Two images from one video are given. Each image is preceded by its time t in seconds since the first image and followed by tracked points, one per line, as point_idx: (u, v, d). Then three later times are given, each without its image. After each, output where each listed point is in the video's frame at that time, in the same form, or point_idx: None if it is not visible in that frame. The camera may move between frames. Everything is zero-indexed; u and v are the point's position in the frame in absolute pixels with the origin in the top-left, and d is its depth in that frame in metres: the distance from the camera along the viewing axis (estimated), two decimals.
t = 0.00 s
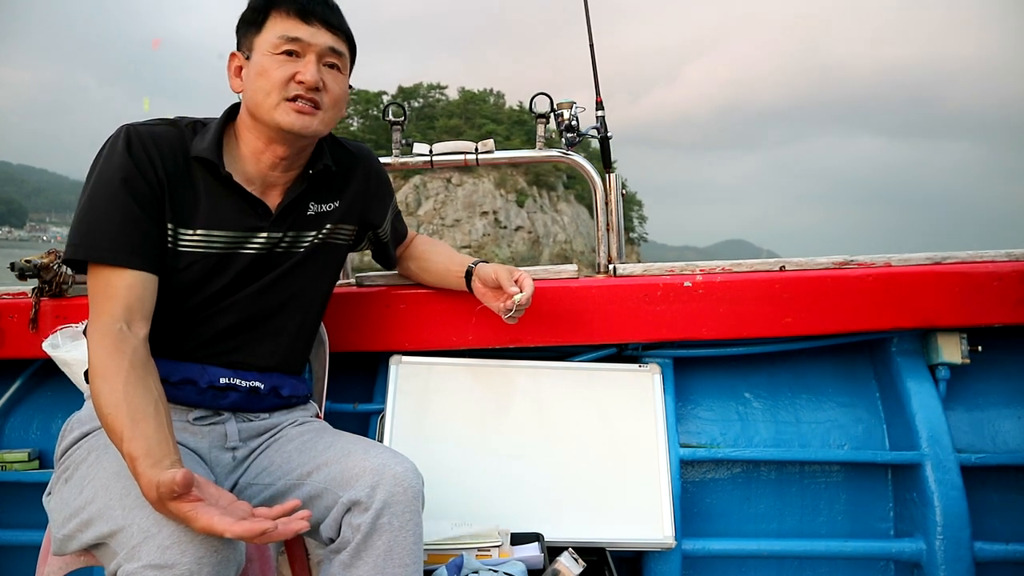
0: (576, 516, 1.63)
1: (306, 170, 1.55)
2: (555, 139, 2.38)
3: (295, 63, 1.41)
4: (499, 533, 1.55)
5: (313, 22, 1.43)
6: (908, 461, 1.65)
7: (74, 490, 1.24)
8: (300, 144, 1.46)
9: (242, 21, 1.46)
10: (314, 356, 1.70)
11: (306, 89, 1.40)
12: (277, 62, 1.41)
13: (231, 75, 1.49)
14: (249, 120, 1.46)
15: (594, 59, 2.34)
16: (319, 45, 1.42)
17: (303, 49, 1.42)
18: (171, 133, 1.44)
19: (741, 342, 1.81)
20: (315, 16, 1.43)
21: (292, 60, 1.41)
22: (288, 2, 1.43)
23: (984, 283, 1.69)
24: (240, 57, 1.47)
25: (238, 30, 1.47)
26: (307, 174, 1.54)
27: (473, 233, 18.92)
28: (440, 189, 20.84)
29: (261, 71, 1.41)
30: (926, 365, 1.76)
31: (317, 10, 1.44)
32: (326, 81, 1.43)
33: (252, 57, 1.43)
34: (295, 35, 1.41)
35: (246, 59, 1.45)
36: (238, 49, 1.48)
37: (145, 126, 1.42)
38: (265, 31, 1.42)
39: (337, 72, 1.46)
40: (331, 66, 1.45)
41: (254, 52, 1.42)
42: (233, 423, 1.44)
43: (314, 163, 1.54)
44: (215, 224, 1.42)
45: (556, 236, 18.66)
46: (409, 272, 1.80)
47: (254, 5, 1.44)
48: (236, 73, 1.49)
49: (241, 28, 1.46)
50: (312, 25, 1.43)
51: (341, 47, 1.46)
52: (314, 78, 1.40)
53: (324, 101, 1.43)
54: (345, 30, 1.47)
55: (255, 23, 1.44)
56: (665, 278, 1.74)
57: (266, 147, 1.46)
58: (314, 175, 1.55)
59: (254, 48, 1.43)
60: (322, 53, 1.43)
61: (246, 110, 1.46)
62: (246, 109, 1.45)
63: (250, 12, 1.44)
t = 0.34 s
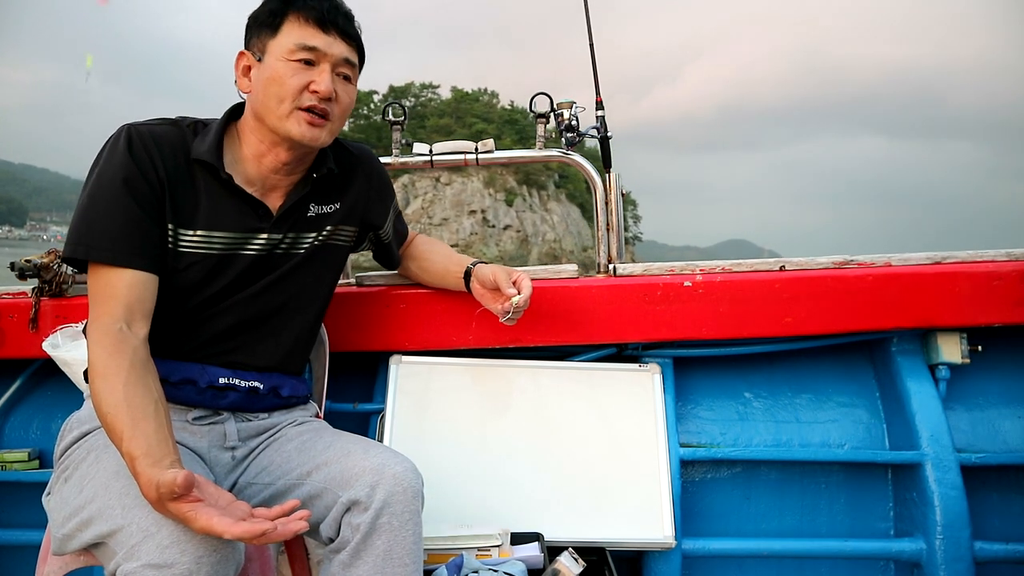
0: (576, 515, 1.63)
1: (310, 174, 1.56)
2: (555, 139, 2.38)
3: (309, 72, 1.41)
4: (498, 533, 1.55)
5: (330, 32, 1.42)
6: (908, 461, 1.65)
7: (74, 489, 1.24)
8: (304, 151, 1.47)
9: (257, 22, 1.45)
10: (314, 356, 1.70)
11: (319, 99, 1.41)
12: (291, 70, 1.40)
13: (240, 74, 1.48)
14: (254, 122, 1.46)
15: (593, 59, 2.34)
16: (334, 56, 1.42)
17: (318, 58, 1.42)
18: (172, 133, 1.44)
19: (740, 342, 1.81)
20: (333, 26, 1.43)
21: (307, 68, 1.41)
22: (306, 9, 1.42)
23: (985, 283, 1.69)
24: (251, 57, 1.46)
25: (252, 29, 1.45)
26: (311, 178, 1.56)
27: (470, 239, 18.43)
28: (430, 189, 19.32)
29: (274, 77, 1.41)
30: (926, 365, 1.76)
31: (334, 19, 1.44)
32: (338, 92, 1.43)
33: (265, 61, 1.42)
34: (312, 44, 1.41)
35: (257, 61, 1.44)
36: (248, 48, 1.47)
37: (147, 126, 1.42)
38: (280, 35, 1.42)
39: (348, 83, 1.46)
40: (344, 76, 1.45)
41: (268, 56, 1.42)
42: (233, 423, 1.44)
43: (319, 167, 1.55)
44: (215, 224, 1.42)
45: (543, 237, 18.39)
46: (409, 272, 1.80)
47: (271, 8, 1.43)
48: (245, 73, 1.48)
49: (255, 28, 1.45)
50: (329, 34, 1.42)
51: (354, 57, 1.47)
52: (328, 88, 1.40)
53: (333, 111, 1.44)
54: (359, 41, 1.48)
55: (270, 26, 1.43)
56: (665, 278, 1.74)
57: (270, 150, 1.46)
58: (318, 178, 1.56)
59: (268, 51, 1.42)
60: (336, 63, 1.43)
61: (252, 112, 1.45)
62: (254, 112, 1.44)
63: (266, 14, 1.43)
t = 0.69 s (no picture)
0: (576, 515, 1.63)
1: (310, 174, 1.55)
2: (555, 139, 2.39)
3: (298, 66, 1.41)
4: (499, 531, 1.54)
5: (318, 26, 1.42)
6: (908, 461, 1.65)
7: (74, 489, 1.24)
8: (300, 148, 1.46)
9: (250, 21, 1.46)
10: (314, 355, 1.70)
11: (307, 92, 1.40)
12: (280, 64, 1.41)
13: (236, 75, 1.49)
14: (250, 121, 1.46)
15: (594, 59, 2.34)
16: (322, 49, 1.42)
17: (306, 53, 1.42)
18: (172, 133, 1.44)
19: (741, 342, 1.81)
20: (322, 20, 1.43)
21: (295, 63, 1.41)
22: (295, 5, 1.43)
23: (985, 282, 1.69)
24: (246, 58, 1.47)
25: (245, 30, 1.47)
26: (308, 179, 1.55)
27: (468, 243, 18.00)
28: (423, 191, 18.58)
29: (263, 73, 1.41)
30: (927, 365, 1.76)
31: (323, 13, 1.43)
32: (328, 85, 1.43)
33: (256, 58, 1.43)
34: (299, 38, 1.41)
35: (251, 60, 1.45)
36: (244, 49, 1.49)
37: (148, 125, 1.42)
38: (270, 33, 1.43)
39: (340, 77, 1.45)
40: (335, 70, 1.45)
41: (259, 54, 1.43)
42: (234, 423, 1.44)
43: (318, 167, 1.55)
44: (215, 224, 1.42)
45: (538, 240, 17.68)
46: (409, 271, 1.80)
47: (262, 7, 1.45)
48: (241, 73, 1.49)
49: (248, 28, 1.46)
50: (317, 28, 1.42)
51: (346, 51, 1.46)
52: (315, 82, 1.40)
53: (324, 105, 1.43)
54: (352, 35, 1.47)
55: (261, 24, 1.44)
56: (666, 277, 1.74)
57: (267, 149, 1.46)
58: (317, 178, 1.56)
59: (259, 49, 1.44)
60: (325, 57, 1.43)
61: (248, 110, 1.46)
62: (249, 111, 1.45)
63: (258, 13, 1.45)
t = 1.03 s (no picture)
0: (577, 514, 1.63)
1: (305, 172, 1.54)
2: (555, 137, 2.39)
3: (289, 60, 1.41)
4: (501, 530, 1.53)
5: (302, 17, 1.42)
6: (908, 461, 1.65)
7: (76, 488, 1.25)
8: (299, 142, 1.46)
9: (233, 23, 1.46)
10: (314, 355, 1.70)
11: (303, 86, 1.40)
12: (271, 61, 1.40)
13: (228, 77, 1.49)
14: (246, 120, 1.46)
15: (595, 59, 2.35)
16: (311, 40, 1.42)
17: (295, 46, 1.42)
18: (170, 133, 1.44)
19: (741, 341, 1.81)
20: (305, 10, 1.43)
21: (286, 58, 1.41)
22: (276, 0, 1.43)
23: (985, 281, 1.69)
24: (235, 59, 1.47)
25: (230, 32, 1.47)
26: (307, 175, 1.54)
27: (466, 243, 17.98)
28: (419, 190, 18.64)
29: (256, 72, 1.41)
30: (927, 364, 1.76)
31: (306, 4, 1.43)
32: (321, 76, 1.42)
33: (246, 58, 1.43)
34: (286, 32, 1.41)
35: (240, 60, 1.45)
36: (232, 51, 1.48)
37: (145, 125, 1.42)
38: (256, 31, 1.42)
39: (331, 66, 1.45)
40: (326, 60, 1.45)
41: (247, 53, 1.42)
42: (234, 422, 1.44)
43: (315, 164, 1.54)
44: (215, 223, 1.42)
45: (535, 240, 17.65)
46: (410, 271, 1.80)
47: (243, 6, 1.44)
48: (233, 75, 1.48)
49: (233, 30, 1.46)
50: (302, 20, 1.42)
51: (334, 39, 1.46)
52: (309, 74, 1.40)
53: (320, 97, 1.43)
54: (337, 23, 1.47)
55: (245, 24, 1.44)
56: (666, 277, 1.74)
57: (265, 146, 1.46)
58: (314, 176, 1.55)
59: (247, 48, 1.43)
60: (314, 48, 1.43)
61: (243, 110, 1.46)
62: (244, 111, 1.45)
63: (241, 13, 1.44)
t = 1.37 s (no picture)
0: (577, 514, 1.63)
1: (305, 173, 1.55)
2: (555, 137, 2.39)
3: (286, 64, 1.41)
4: (499, 530, 1.54)
5: (302, 22, 1.42)
6: (908, 460, 1.65)
7: (74, 488, 1.25)
8: (294, 146, 1.46)
9: (235, 23, 1.46)
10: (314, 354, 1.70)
11: (297, 90, 1.40)
12: (268, 64, 1.41)
13: (227, 78, 1.49)
14: (243, 122, 1.46)
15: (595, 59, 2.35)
16: (309, 45, 1.42)
17: (293, 50, 1.42)
18: (168, 134, 1.44)
19: (742, 341, 1.81)
20: (306, 15, 1.43)
21: (284, 61, 1.41)
22: (279, 3, 1.43)
23: (986, 281, 1.69)
24: (235, 59, 1.47)
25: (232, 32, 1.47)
26: (306, 177, 1.54)
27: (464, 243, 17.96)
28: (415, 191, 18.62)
29: (252, 74, 1.41)
30: (928, 364, 1.76)
31: (306, 8, 1.44)
32: (318, 81, 1.42)
33: (244, 60, 1.43)
34: (285, 36, 1.41)
35: (239, 61, 1.45)
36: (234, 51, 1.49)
37: (144, 126, 1.42)
38: (256, 34, 1.43)
39: (330, 71, 1.45)
40: (324, 64, 1.44)
41: (246, 55, 1.43)
42: (233, 421, 1.44)
43: (314, 165, 1.54)
44: (214, 223, 1.42)
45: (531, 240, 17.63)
46: (410, 271, 1.80)
47: (245, 8, 1.45)
48: (232, 76, 1.49)
49: (235, 31, 1.46)
50: (302, 24, 1.42)
51: (333, 44, 1.46)
52: (304, 79, 1.40)
53: (315, 102, 1.42)
54: (337, 27, 1.47)
55: (247, 25, 1.44)
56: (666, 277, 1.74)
57: (261, 149, 1.46)
58: (313, 176, 1.55)
59: (246, 50, 1.43)
60: (312, 52, 1.43)
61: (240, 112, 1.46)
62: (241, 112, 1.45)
63: (242, 14, 1.45)
